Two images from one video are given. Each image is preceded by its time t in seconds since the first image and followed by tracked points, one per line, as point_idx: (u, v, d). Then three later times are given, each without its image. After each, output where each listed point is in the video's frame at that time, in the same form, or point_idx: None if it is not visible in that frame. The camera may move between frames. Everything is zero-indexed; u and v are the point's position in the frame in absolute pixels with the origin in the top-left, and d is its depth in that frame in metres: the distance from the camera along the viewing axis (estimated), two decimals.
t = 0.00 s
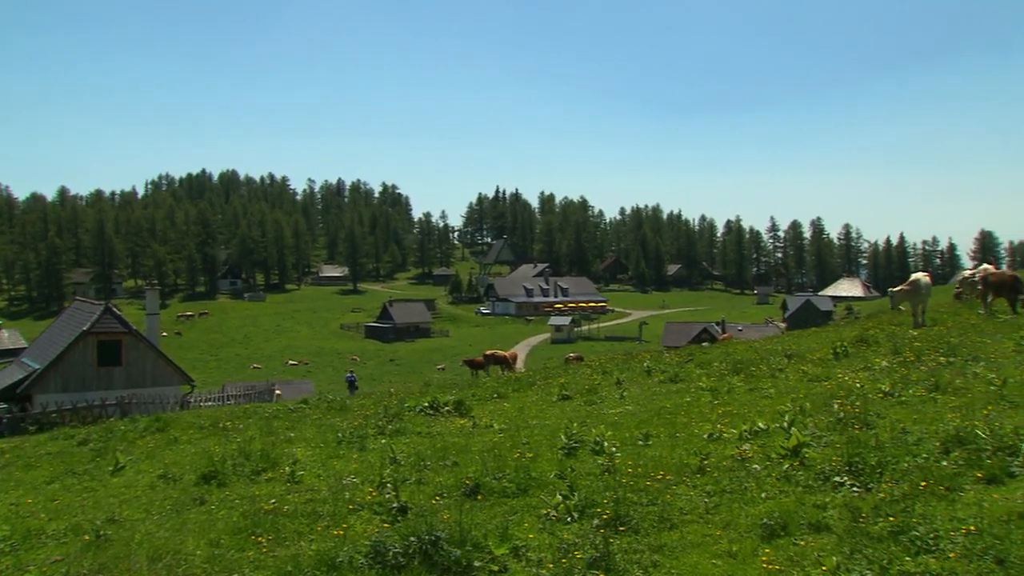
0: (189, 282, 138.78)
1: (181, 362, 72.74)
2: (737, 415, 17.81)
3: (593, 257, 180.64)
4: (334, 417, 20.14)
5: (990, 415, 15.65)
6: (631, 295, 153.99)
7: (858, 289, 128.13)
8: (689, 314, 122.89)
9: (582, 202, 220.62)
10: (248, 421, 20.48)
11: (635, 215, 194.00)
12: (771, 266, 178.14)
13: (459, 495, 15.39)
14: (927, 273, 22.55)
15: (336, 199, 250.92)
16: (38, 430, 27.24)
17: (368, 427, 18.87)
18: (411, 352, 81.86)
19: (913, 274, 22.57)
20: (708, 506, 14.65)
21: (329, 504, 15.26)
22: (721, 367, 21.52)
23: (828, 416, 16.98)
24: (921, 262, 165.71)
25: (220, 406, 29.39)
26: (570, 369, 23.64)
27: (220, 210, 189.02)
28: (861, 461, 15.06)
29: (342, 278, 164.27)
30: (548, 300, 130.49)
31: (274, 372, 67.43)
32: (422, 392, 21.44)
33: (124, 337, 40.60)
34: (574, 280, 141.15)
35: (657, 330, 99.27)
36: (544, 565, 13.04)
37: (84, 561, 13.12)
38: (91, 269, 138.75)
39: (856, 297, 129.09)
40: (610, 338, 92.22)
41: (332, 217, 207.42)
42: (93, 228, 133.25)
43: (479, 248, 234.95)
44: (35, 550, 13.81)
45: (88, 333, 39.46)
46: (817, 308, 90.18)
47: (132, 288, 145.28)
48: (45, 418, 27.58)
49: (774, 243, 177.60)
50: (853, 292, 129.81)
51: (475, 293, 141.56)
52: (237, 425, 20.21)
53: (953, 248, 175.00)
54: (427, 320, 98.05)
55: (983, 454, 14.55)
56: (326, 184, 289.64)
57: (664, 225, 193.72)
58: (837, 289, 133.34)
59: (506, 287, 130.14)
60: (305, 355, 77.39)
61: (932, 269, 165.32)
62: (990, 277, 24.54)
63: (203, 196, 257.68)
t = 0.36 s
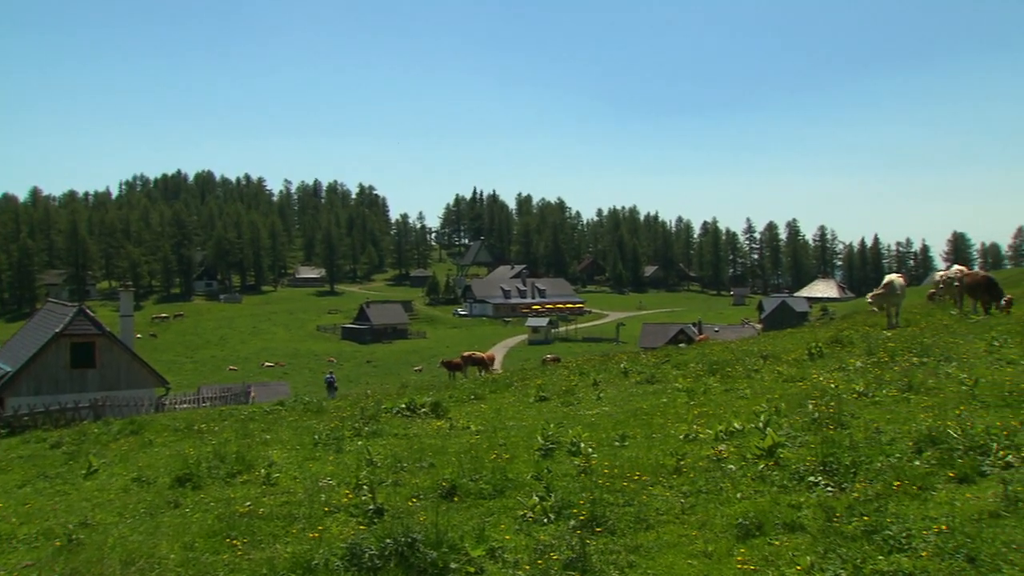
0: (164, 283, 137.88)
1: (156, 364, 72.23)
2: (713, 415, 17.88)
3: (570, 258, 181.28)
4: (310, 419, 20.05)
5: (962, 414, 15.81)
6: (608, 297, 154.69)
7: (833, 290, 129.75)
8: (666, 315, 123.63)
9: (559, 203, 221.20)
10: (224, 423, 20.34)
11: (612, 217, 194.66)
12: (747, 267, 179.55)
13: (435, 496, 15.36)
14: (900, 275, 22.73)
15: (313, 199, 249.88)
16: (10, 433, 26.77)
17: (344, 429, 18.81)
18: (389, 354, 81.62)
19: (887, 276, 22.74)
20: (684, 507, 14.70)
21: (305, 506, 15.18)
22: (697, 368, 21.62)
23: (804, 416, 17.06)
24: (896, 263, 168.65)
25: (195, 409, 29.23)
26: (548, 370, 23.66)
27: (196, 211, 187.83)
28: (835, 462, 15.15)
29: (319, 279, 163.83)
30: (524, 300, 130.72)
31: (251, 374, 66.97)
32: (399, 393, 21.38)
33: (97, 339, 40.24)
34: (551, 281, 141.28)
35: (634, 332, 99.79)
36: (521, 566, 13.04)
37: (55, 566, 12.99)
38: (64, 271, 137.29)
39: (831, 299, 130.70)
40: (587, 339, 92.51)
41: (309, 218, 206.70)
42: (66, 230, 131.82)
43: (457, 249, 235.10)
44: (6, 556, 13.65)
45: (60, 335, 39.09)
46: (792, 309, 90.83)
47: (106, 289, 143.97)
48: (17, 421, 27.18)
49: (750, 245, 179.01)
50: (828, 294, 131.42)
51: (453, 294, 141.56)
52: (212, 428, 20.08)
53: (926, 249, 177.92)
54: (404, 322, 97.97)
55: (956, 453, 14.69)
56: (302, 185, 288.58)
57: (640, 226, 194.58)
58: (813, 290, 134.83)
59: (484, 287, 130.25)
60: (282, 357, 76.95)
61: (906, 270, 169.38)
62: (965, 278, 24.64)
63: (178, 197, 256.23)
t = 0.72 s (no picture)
0: (137, 285, 136.86)
1: (129, 366, 71.68)
2: (687, 415, 17.95)
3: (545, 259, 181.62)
4: (285, 420, 19.96)
5: (934, 414, 15.96)
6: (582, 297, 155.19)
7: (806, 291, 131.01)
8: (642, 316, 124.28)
9: (535, 204, 221.52)
10: (198, 425, 20.21)
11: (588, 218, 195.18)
12: (722, 268, 180.73)
13: (410, 498, 15.32)
14: (874, 276, 22.93)
15: (289, 200, 248.59)
16: None
17: (319, 431, 18.75)
18: (364, 355, 81.35)
19: (861, 277, 22.91)
20: (658, 507, 14.74)
21: (279, 508, 15.10)
22: (672, 368, 21.71)
23: (777, 416, 17.15)
24: (869, 264, 171.18)
25: (167, 411, 29.02)
26: (523, 371, 23.65)
27: (169, 211, 186.31)
28: (808, 461, 15.22)
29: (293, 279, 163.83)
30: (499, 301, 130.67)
31: (224, 376, 66.55)
32: (375, 394, 21.27)
33: (69, 341, 39.91)
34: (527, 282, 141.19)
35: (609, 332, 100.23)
36: (495, 567, 13.02)
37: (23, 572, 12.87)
38: (34, 272, 135.75)
39: (804, 299, 131.98)
40: (563, 340, 92.69)
41: (284, 219, 205.80)
42: (37, 230, 130.44)
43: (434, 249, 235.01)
44: None
45: (31, 337, 38.72)
46: (767, 309, 91.26)
47: (77, 291, 142.44)
48: None
49: (725, 246, 180.27)
50: (802, 295, 132.61)
51: (428, 296, 141.70)
52: (186, 429, 19.97)
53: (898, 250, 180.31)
54: (379, 322, 97.80)
55: (926, 453, 14.84)
56: (277, 185, 286.95)
57: (616, 227, 195.19)
58: (788, 291, 136.10)
59: (460, 288, 130.00)
60: (256, 358, 76.51)
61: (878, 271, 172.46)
62: (940, 278, 24.78)
63: (151, 198, 254.20)
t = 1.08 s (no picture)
0: (110, 286, 135.57)
1: (101, 368, 71.09)
2: (663, 416, 17.99)
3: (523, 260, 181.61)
4: (260, 422, 19.86)
5: (906, 414, 16.10)
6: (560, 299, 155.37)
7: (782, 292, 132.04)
8: (619, 317, 124.92)
9: (512, 204, 221.64)
10: (171, 428, 20.08)
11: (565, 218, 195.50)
12: (698, 269, 181.79)
13: (386, 500, 15.28)
14: (847, 277, 23.12)
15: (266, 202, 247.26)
16: None
17: (294, 432, 18.66)
18: (341, 356, 81.12)
19: (835, 278, 23.12)
20: (633, 507, 14.77)
21: (253, 511, 15.01)
22: (648, 369, 21.79)
23: (752, 416, 17.23)
24: (842, 265, 172.94)
25: (138, 414, 28.88)
26: (499, 373, 23.61)
27: (143, 211, 184.61)
28: (782, 461, 15.31)
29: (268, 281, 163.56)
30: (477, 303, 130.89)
31: (198, 378, 66.11)
32: (350, 396, 21.20)
33: (40, 342, 39.52)
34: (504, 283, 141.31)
35: (585, 333, 100.55)
36: (471, 569, 12.99)
37: None
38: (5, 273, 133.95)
39: (779, 300, 132.93)
40: (540, 341, 92.86)
41: (260, 220, 204.65)
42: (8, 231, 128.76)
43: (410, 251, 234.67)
44: None
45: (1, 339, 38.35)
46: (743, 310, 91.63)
47: (50, 292, 140.69)
48: None
49: (701, 247, 181.34)
50: (777, 296, 133.58)
51: (405, 297, 142.12)
52: (160, 432, 19.82)
53: (872, 252, 182.51)
54: (355, 323, 97.66)
55: (898, 452, 14.98)
56: (252, 187, 285.50)
57: (593, 228, 195.64)
58: (763, 292, 137.04)
59: (436, 291, 129.96)
60: (232, 360, 76.10)
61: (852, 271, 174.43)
62: (915, 279, 24.99)
63: (125, 200, 252.10)
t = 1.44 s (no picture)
0: (83, 287, 134.37)
1: (74, 370, 70.33)
2: (638, 417, 18.04)
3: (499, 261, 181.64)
4: (235, 424, 19.76)
5: (878, 414, 16.23)
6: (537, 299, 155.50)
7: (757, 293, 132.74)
8: (595, 318, 125.39)
9: (488, 206, 221.61)
10: (145, 430, 19.94)
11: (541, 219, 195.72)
12: (674, 270, 182.74)
13: (361, 501, 15.22)
14: (820, 278, 23.26)
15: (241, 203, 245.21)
16: None
17: (269, 434, 18.57)
18: (316, 358, 80.84)
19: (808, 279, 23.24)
20: (609, 508, 14.79)
21: (227, 514, 14.91)
22: (624, 370, 21.82)
23: (727, 417, 17.30)
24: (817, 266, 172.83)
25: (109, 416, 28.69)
26: (475, 373, 23.61)
27: (117, 212, 182.89)
28: (757, 461, 15.38)
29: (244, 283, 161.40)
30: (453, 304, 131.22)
31: (172, 380, 65.66)
32: (326, 397, 21.13)
33: (11, 345, 38.86)
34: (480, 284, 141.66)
35: (562, 334, 100.87)
36: (446, 571, 12.95)
37: None
38: None
39: (754, 301, 133.52)
40: (516, 342, 92.95)
41: (236, 221, 203.38)
42: None
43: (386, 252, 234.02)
44: None
45: None
46: (719, 312, 92.07)
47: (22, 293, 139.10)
48: None
49: (677, 248, 182.26)
50: (752, 296, 134.20)
51: (381, 298, 142.42)
52: (133, 435, 19.67)
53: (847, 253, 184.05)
54: (332, 325, 97.64)
55: (872, 452, 15.09)
56: (228, 188, 283.73)
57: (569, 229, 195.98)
58: (739, 293, 137.59)
59: (413, 291, 130.25)
60: (206, 362, 75.55)
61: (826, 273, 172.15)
62: (893, 281, 25.17)
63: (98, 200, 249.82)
